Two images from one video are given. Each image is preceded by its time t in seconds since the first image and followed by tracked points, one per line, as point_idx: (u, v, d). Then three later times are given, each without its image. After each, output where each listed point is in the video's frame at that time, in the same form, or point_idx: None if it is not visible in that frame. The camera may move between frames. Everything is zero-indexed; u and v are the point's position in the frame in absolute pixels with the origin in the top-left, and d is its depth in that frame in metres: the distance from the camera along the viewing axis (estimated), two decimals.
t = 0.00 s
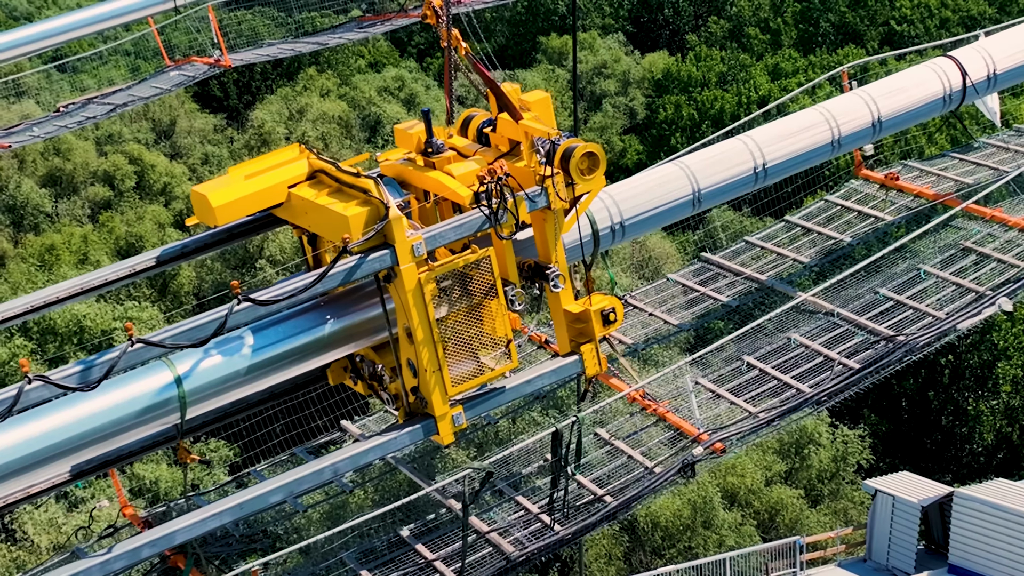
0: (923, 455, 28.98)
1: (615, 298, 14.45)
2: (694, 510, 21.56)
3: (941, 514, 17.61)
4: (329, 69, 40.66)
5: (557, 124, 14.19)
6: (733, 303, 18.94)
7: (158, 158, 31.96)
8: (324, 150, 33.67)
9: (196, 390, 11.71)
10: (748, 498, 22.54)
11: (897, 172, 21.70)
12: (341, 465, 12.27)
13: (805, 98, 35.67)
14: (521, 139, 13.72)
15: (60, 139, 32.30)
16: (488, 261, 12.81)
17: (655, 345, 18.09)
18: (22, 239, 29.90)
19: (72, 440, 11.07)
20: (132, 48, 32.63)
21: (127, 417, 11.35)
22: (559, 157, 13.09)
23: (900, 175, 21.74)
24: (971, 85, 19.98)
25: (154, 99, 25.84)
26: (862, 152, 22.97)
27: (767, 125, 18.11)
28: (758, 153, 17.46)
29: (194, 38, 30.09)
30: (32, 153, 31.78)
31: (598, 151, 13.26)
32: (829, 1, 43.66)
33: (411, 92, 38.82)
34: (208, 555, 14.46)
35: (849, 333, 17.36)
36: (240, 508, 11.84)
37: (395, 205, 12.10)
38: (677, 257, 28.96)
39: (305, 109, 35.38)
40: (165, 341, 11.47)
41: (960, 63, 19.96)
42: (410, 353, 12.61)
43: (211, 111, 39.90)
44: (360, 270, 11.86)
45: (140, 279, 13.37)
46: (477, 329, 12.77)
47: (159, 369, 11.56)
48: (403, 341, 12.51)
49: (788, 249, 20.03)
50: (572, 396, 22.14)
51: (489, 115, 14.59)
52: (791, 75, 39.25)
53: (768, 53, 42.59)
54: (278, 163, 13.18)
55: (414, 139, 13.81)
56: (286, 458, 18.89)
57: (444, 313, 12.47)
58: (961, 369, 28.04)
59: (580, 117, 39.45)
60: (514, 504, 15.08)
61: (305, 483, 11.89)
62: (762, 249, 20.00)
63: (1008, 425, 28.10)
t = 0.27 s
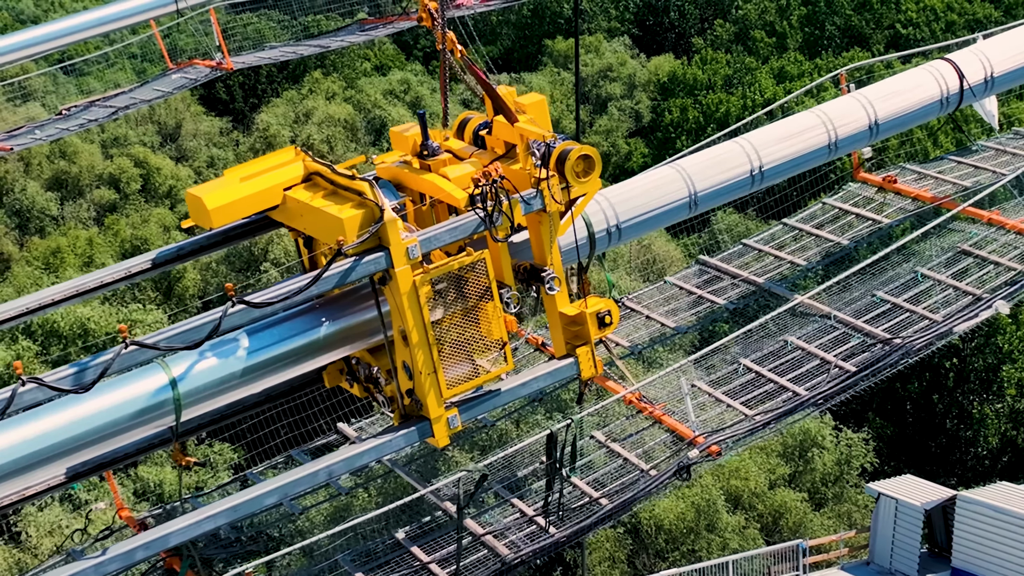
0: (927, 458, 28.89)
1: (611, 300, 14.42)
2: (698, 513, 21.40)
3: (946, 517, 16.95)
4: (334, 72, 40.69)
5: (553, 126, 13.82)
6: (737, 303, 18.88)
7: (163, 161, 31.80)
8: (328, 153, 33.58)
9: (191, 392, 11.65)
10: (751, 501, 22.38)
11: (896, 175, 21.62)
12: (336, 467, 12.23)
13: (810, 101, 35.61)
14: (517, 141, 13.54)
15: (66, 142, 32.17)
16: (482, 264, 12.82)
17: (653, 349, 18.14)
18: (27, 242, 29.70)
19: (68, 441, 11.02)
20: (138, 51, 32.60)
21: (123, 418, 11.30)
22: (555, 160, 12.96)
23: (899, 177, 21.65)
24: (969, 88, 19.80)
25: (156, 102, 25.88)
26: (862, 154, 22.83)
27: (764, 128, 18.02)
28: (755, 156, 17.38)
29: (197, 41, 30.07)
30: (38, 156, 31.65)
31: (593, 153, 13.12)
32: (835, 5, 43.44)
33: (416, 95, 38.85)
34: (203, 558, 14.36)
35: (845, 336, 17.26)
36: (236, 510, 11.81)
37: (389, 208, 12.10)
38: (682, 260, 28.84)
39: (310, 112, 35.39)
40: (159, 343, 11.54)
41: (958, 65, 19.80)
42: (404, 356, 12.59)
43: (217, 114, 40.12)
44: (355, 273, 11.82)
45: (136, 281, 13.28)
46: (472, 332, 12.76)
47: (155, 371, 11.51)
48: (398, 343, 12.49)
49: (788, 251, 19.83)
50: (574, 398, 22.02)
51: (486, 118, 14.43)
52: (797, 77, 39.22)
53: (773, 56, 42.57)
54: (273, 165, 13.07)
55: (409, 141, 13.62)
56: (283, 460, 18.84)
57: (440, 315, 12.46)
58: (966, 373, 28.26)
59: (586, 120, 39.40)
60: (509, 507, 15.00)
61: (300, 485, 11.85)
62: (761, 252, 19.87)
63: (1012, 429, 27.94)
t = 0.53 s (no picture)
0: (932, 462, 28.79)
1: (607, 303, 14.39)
2: (701, 516, 21.44)
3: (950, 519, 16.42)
4: (340, 76, 40.74)
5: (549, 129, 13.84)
6: (737, 305, 18.80)
7: (169, 164, 31.86)
8: (333, 156, 33.26)
9: (186, 395, 11.62)
10: (755, 504, 22.28)
11: (894, 178, 21.54)
12: (331, 471, 12.16)
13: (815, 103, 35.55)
14: (512, 144, 13.56)
15: (72, 145, 32.04)
16: (478, 266, 12.69)
17: (650, 352, 18.08)
18: (33, 245, 29.59)
19: (63, 443, 11.03)
20: (144, 54, 32.54)
21: (118, 421, 11.30)
22: (550, 163, 12.91)
23: (897, 181, 21.57)
24: (966, 91, 19.64)
25: (158, 105, 25.88)
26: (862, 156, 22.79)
27: (761, 131, 17.90)
28: (751, 159, 17.25)
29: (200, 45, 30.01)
30: (44, 159, 31.68)
31: (588, 156, 13.07)
32: (840, 8, 43.74)
33: (422, 98, 38.87)
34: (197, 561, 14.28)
35: (842, 339, 17.22)
36: (230, 513, 11.78)
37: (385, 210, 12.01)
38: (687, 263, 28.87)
39: (316, 115, 35.43)
40: (153, 345, 11.33)
41: (954, 68, 19.64)
42: (400, 359, 12.49)
43: (222, 116, 40.17)
44: (350, 276, 11.74)
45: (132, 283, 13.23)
46: (468, 335, 12.64)
47: (150, 373, 11.49)
48: (394, 346, 12.38)
49: (785, 255, 19.83)
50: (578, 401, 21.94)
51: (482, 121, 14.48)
52: (803, 80, 39.22)
53: (779, 59, 42.57)
54: (270, 168, 13.13)
55: (405, 145, 13.76)
56: (278, 463, 18.85)
57: (435, 318, 12.33)
58: (971, 376, 28.27)
59: (593, 123, 39.34)
60: (504, 510, 14.98)
61: (294, 488, 11.80)
62: (757, 255, 19.89)
63: (1017, 432, 28.08)
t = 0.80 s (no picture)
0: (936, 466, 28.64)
1: (602, 307, 14.39)
2: (705, 519, 21.40)
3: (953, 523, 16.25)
4: (346, 79, 40.81)
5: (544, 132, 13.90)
6: (738, 307, 18.72)
7: (175, 167, 31.81)
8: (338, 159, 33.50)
9: (180, 398, 11.57)
10: (758, 508, 22.26)
11: (892, 182, 21.37)
12: (325, 473, 12.12)
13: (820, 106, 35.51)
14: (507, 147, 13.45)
15: (78, 148, 32.03)
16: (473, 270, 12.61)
17: (645, 356, 17.96)
18: (38, 248, 29.58)
19: (57, 446, 10.99)
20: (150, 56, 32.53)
21: (112, 424, 11.26)
22: (545, 166, 12.85)
23: (895, 184, 21.41)
24: (963, 94, 19.39)
25: (159, 108, 25.88)
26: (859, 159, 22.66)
27: (757, 134, 17.74)
28: (747, 162, 17.07)
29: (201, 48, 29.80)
30: (49, 161, 31.73)
31: (584, 159, 13.04)
32: (847, 12, 43.92)
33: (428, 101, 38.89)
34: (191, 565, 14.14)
35: (838, 343, 17.11)
36: (225, 516, 11.73)
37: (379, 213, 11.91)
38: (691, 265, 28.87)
39: (322, 118, 35.51)
40: (147, 348, 11.24)
41: (951, 71, 19.40)
42: (395, 361, 12.43)
43: (228, 120, 40.18)
44: (344, 278, 11.68)
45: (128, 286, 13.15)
46: (464, 338, 12.60)
47: (144, 376, 11.45)
48: (389, 349, 12.31)
49: (782, 258, 19.71)
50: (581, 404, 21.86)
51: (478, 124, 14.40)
52: (808, 84, 39.25)
53: (785, 62, 42.55)
54: (265, 171, 12.99)
55: (400, 147, 13.77)
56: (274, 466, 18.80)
57: (431, 321, 12.27)
58: (976, 380, 28.22)
59: (599, 126, 39.30)
60: (499, 512, 14.72)
61: (289, 490, 11.75)
62: (755, 258, 19.75)
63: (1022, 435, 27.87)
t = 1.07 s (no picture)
0: (939, 470, 28.47)
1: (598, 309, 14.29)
2: (709, 523, 21.34)
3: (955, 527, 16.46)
4: (351, 82, 40.87)
5: (540, 135, 13.77)
6: (738, 310, 18.66)
7: (180, 169, 31.66)
8: (344, 161, 33.56)
9: (175, 401, 11.55)
10: (762, 511, 22.22)
11: (889, 185, 21.21)
12: (320, 476, 12.09)
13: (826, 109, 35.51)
14: (502, 150, 13.35)
15: (84, 151, 31.78)
16: (468, 273, 12.58)
17: (642, 358, 17.77)
18: (43, 251, 29.50)
19: (51, 450, 10.96)
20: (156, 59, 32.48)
21: (106, 427, 11.23)
22: (540, 169, 12.78)
23: (892, 187, 21.26)
24: (960, 98, 19.10)
25: (162, 111, 25.87)
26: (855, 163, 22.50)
27: (753, 138, 17.59)
28: (743, 165, 16.92)
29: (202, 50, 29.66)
30: (55, 165, 31.22)
31: (578, 162, 13.00)
32: (852, 15, 43.80)
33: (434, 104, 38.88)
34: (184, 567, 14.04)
35: (834, 346, 17.03)
36: (219, 519, 11.70)
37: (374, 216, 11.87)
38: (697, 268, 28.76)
39: (328, 121, 35.55)
40: (141, 351, 11.21)
41: (948, 74, 19.11)
42: (390, 364, 12.40)
43: (234, 123, 40.18)
44: (339, 282, 11.66)
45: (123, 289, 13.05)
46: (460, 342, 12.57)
47: (139, 380, 11.42)
48: (383, 352, 12.28)
49: (779, 262, 19.63)
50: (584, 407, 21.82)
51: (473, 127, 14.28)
52: (814, 87, 39.33)
53: (791, 65, 42.59)
54: (260, 174, 12.90)
55: (395, 150, 13.56)
56: (271, 469, 18.76)
57: (426, 324, 12.25)
58: (980, 384, 28.18)
59: (605, 129, 39.34)
60: (495, 516, 14.56)
61: (283, 493, 11.72)
62: (753, 262, 19.67)
63: None
